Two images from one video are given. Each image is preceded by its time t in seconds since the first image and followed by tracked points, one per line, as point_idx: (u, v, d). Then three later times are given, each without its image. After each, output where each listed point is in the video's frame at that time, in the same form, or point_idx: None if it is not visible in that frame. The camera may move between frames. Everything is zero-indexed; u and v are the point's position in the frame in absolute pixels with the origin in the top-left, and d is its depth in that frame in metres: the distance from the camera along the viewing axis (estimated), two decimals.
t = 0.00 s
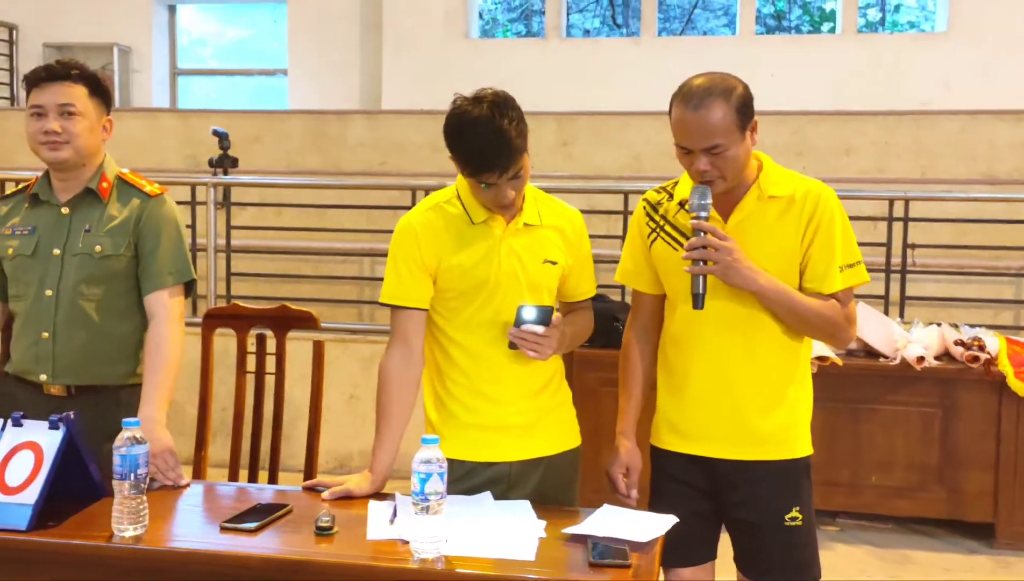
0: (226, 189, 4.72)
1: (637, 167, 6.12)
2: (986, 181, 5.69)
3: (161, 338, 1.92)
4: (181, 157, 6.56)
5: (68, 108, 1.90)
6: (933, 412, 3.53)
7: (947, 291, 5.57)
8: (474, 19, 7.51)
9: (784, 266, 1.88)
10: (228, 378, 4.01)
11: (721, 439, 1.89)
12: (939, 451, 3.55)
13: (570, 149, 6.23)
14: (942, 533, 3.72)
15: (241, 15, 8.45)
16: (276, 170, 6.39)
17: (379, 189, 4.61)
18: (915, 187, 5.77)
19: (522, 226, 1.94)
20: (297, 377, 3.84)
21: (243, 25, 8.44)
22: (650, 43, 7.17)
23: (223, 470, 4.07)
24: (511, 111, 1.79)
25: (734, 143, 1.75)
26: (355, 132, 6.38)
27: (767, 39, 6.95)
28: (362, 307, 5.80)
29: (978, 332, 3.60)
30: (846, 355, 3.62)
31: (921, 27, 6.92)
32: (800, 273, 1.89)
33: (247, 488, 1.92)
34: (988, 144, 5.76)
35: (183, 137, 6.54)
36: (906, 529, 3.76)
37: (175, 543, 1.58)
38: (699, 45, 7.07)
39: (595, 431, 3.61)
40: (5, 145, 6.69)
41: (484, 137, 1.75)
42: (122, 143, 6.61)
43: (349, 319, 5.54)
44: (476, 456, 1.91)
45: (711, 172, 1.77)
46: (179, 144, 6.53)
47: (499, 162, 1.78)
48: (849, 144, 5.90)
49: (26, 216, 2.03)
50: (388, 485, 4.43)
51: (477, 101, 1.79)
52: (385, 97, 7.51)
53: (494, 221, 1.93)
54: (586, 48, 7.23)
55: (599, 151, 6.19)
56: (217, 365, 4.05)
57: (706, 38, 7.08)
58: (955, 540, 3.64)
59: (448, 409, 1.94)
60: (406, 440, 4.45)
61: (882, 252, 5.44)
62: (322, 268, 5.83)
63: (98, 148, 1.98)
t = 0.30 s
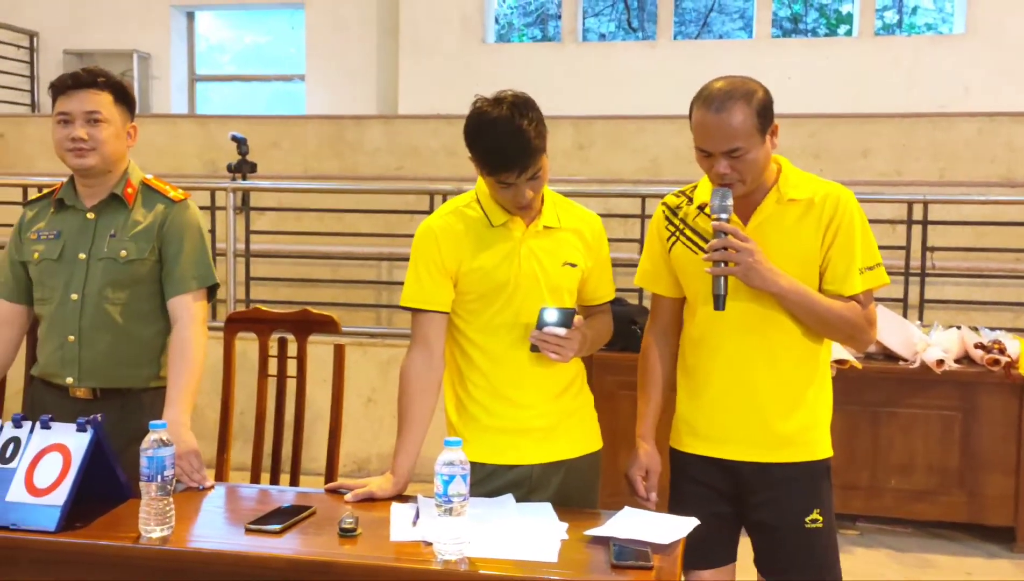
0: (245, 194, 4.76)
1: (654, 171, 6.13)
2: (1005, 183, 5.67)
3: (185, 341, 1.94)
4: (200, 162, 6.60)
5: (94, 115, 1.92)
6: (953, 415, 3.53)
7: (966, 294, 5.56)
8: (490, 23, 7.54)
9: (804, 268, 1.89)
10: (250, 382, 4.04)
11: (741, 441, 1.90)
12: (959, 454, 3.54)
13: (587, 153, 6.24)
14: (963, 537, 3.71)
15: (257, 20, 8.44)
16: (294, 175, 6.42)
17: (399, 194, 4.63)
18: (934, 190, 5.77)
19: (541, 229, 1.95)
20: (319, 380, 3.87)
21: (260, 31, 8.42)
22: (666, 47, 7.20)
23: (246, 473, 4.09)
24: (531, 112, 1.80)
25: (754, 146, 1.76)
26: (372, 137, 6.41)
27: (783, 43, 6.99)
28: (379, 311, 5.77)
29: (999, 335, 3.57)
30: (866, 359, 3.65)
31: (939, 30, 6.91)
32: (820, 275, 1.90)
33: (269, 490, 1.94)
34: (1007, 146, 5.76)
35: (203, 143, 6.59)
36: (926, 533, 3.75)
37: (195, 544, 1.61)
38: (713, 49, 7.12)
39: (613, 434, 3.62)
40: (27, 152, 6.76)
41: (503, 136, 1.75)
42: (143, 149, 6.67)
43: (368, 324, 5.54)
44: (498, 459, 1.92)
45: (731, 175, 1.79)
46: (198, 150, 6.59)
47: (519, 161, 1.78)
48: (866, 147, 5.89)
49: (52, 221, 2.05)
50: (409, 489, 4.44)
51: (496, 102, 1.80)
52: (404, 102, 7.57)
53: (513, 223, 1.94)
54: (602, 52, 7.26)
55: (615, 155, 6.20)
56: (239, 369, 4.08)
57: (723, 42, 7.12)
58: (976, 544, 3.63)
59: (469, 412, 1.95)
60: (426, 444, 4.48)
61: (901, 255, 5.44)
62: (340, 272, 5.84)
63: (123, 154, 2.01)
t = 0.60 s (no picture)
0: (268, 199, 4.79)
1: (673, 174, 6.13)
2: None
3: (210, 346, 1.96)
4: (220, 167, 6.65)
5: (120, 123, 1.94)
6: (977, 419, 3.51)
7: (989, 296, 5.53)
8: (508, 27, 7.57)
9: (827, 271, 1.89)
10: (274, 386, 4.07)
11: (763, 444, 1.91)
12: (983, 458, 3.52)
13: (606, 157, 6.25)
14: (987, 541, 3.70)
15: (277, 26, 8.50)
16: (314, 179, 6.44)
17: (421, 197, 4.65)
18: (956, 192, 5.75)
19: (562, 232, 1.96)
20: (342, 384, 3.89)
21: (280, 37, 8.48)
22: (685, 50, 7.21)
23: (269, 477, 4.11)
24: (551, 115, 1.81)
25: (776, 149, 1.76)
26: (391, 141, 6.44)
27: (802, 45, 7.00)
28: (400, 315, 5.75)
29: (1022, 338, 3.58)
30: (888, 362, 3.63)
31: (959, 31, 6.91)
32: (842, 279, 1.90)
33: (292, 493, 1.96)
34: None
35: (223, 148, 6.62)
36: (950, 537, 3.73)
37: (219, 544, 1.63)
38: (731, 52, 7.11)
39: (634, 437, 3.63)
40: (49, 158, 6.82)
41: (524, 137, 1.75)
42: (164, 154, 6.73)
43: (389, 328, 5.56)
44: (521, 463, 1.93)
45: (753, 178, 1.79)
46: (219, 155, 6.63)
47: (539, 163, 1.78)
48: (887, 149, 5.89)
49: (79, 228, 2.08)
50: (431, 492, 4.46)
51: (518, 106, 1.81)
52: (422, 106, 7.60)
53: (534, 227, 1.95)
54: (622, 56, 7.28)
55: (635, 158, 6.21)
56: (262, 374, 4.10)
57: (742, 45, 7.13)
58: (1000, 548, 3.61)
59: (491, 415, 1.96)
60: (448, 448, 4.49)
61: (923, 258, 5.43)
62: (361, 276, 5.86)
63: (149, 161, 2.03)
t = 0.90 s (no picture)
0: (286, 203, 4.81)
1: (691, 177, 6.12)
2: None
3: (230, 349, 1.98)
4: (240, 172, 6.69)
5: (143, 128, 1.96)
6: (999, 422, 3.49)
7: (1010, 299, 5.49)
8: (526, 31, 7.59)
9: (846, 274, 1.89)
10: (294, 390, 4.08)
11: (783, 447, 1.91)
12: (1005, 462, 3.50)
13: (623, 160, 6.25)
14: (1009, 545, 3.67)
15: (294, 30, 8.53)
16: (332, 183, 6.47)
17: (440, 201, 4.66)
18: (977, 194, 5.71)
19: (579, 235, 1.96)
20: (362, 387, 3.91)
21: (298, 41, 8.51)
22: (703, 52, 7.19)
23: (289, 480, 4.13)
24: (568, 118, 1.81)
25: (795, 152, 1.76)
26: (409, 145, 6.46)
27: (821, 47, 6.97)
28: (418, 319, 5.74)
29: None
30: (908, 365, 3.59)
31: (979, 32, 6.92)
32: (862, 282, 1.90)
33: (312, 495, 1.97)
34: None
35: (243, 152, 6.66)
36: (972, 542, 3.70)
37: (240, 547, 1.64)
38: (749, 53, 7.09)
39: (652, 440, 3.62)
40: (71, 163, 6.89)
41: (541, 141, 1.76)
42: (184, 159, 6.78)
43: (407, 332, 5.57)
44: (540, 465, 1.94)
45: (772, 181, 1.79)
46: (238, 160, 6.67)
47: (557, 166, 1.78)
48: (907, 151, 5.86)
49: (102, 232, 2.10)
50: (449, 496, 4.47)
51: (535, 109, 1.81)
52: (440, 110, 7.62)
53: (551, 230, 1.95)
54: (639, 58, 7.28)
55: (653, 161, 6.20)
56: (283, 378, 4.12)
57: (761, 48, 7.09)
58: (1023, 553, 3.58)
59: (509, 418, 1.97)
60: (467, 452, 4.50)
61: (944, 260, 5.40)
62: (378, 280, 5.87)
63: (171, 166, 2.05)
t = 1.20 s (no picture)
0: (303, 206, 4.83)
1: (708, 178, 6.10)
2: None
3: (249, 352, 1.99)
4: (258, 175, 6.73)
5: (163, 133, 1.98)
6: (1020, 425, 3.46)
7: None
8: (543, 33, 7.61)
9: (865, 275, 1.88)
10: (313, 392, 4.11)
11: (800, 448, 1.90)
12: None
13: (640, 161, 6.24)
14: None
15: (312, 34, 8.58)
16: (349, 186, 6.50)
17: (457, 203, 4.67)
18: (997, 195, 5.66)
19: (594, 237, 1.96)
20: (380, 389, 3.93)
21: (315, 44, 8.56)
22: (720, 53, 7.17)
23: (308, 482, 4.15)
24: (584, 119, 1.81)
25: (814, 152, 1.76)
26: (426, 148, 6.48)
27: (838, 47, 6.94)
28: (435, 320, 5.76)
29: None
30: (928, 367, 3.56)
31: (999, 31, 6.89)
32: (880, 283, 1.89)
33: (330, 496, 1.99)
34: None
35: (261, 155, 6.70)
36: (992, 544, 3.68)
37: (259, 548, 1.66)
38: (766, 54, 7.06)
39: (670, 443, 3.62)
40: (92, 166, 6.95)
41: (556, 142, 1.75)
42: (203, 162, 6.82)
43: (424, 334, 5.58)
44: (555, 467, 1.94)
45: (790, 180, 1.78)
46: (256, 163, 6.71)
47: (572, 167, 1.78)
48: (926, 152, 5.82)
49: (123, 236, 2.12)
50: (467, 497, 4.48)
51: (551, 110, 1.81)
52: (456, 112, 7.64)
53: (566, 232, 1.95)
54: (655, 60, 7.28)
55: (669, 162, 6.19)
56: (302, 380, 4.14)
57: (779, 48, 7.07)
58: None
59: (524, 420, 1.97)
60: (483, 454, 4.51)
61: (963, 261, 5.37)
62: (395, 282, 5.88)
63: (189, 170, 2.07)
